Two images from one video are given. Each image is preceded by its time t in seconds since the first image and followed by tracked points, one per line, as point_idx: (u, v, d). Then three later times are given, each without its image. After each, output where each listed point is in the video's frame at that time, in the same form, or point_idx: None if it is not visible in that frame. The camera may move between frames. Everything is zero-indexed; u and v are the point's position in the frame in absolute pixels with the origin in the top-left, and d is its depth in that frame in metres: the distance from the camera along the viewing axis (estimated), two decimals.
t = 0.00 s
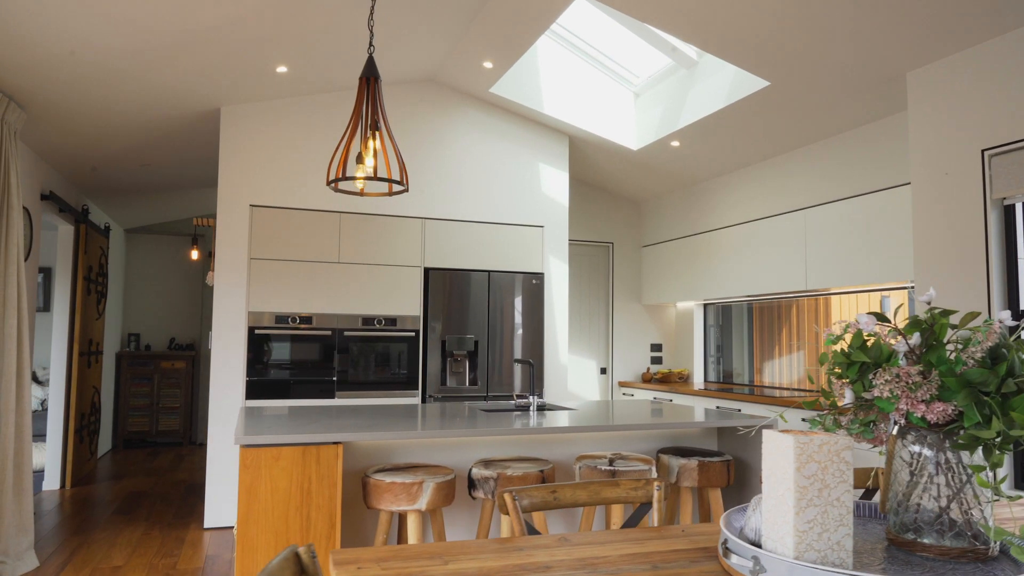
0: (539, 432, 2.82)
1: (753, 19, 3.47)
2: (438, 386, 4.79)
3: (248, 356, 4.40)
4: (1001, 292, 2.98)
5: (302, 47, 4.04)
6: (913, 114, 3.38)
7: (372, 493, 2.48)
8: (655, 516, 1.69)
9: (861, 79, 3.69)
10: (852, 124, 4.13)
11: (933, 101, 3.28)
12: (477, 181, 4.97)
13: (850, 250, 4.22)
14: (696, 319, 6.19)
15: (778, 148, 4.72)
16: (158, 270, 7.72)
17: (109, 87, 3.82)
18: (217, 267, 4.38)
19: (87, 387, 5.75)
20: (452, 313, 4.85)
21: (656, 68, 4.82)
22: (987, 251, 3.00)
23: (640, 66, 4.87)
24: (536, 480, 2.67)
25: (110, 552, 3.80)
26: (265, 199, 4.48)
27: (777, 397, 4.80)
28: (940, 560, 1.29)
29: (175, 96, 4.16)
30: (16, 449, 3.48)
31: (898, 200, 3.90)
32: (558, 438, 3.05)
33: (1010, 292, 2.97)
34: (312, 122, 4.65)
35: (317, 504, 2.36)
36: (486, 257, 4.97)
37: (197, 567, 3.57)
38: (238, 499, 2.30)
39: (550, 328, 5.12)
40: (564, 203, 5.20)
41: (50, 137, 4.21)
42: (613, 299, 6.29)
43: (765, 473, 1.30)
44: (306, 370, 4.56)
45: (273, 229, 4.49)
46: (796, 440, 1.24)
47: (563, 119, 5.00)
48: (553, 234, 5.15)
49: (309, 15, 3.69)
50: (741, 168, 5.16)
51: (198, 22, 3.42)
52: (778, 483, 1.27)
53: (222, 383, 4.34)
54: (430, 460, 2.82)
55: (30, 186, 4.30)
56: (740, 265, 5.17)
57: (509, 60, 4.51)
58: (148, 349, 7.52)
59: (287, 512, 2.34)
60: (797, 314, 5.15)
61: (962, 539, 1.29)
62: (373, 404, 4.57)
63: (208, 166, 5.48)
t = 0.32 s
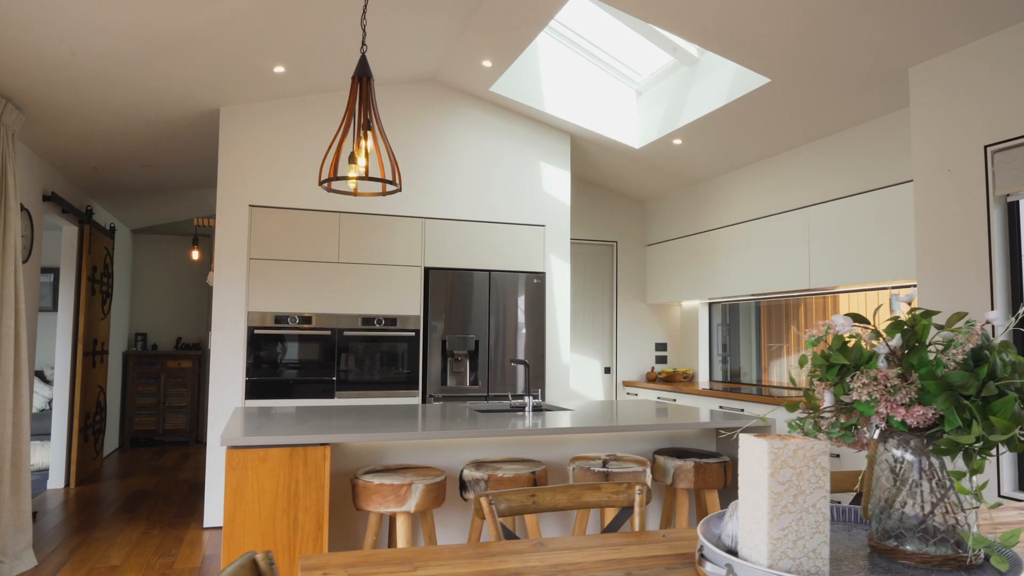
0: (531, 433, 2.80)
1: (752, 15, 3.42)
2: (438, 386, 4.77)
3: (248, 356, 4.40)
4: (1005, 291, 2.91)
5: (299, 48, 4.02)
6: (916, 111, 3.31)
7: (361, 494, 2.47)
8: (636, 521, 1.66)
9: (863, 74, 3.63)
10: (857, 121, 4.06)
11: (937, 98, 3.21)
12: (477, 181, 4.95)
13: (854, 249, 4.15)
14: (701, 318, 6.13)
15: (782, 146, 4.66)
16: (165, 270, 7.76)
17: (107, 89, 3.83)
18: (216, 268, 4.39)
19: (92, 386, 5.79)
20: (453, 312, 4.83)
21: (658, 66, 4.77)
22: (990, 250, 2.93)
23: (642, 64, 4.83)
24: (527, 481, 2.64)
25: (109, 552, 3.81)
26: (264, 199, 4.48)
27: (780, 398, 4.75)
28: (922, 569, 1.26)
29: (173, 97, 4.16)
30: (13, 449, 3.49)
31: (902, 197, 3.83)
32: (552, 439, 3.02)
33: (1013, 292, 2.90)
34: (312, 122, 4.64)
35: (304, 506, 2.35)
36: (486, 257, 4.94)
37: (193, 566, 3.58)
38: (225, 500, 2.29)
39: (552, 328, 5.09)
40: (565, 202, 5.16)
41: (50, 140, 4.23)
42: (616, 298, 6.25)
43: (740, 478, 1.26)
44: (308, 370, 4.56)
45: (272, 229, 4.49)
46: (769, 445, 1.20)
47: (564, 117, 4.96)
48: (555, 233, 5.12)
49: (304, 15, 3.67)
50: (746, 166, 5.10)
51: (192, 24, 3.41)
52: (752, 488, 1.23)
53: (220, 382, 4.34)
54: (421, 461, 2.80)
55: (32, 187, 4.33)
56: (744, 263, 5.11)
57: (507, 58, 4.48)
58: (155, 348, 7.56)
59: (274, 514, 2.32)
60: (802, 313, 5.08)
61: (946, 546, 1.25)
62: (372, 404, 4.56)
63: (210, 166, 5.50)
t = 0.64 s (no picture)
0: (525, 434, 2.78)
1: (752, 11, 3.38)
2: (439, 386, 4.76)
3: (248, 355, 4.41)
4: (1008, 289, 2.86)
5: (297, 48, 4.01)
6: (918, 107, 3.26)
7: (352, 495, 2.46)
8: (619, 524, 1.64)
9: (866, 71, 3.58)
10: (861, 118, 4.00)
11: (940, 94, 3.16)
12: (477, 180, 4.93)
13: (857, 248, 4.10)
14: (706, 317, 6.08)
15: (785, 144, 4.60)
16: (172, 270, 7.80)
17: (107, 91, 3.84)
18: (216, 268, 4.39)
19: (98, 386, 5.82)
20: (453, 312, 4.81)
21: (660, 63, 4.73)
22: (993, 248, 2.88)
23: (644, 61, 4.79)
24: (520, 483, 2.62)
25: (109, 551, 3.83)
26: (264, 199, 4.48)
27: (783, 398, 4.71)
28: None
29: (173, 98, 4.17)
30: (12, 448, 3.52)
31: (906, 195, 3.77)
32: (548, 440, 2.99)
33: (1016, 290, 2.85)
34: (312, 121, 4.64)
35: (295, 507, 2.34)
36: (487, 256, 4.93)
37: (191, 565, 3.58)
38: (215, 500, 2.29)
39: (554, 328, 5.07)
40: (567, 201, 5.14)
41: (52, 141, 4.25)
42: (620, 297, 6.22)
43: (718, 483, 1.24)
44: (309, 369, 4.57)
45: (272, 229, 4.49)
46: (746, 449, 1.17)
47: (565, 116, 4.93)
48: (556, 232, 5.09)
49: (301, 15, 3.66)
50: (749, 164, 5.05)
51: (188, 24, 3.41)
52: (729, 493, 1.21)
53: (220, 382, 4.35)
54: (415, 462, 2.79)
55: (35, 188, 4.36)
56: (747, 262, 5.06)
57: (507, 57, 4.45)
58: (162, 348, 7.60)
59: (264, 515, 2.32)
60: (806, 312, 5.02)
61: (929, 552, 1.22)
62: (373, 404, 4.56)
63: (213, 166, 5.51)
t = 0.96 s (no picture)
0: (522, 434, 2.76)
1: (753, 8, 3.34)
2: (441, 386, 4.76)
3: (251, 355, 4.43)
4: (1014, 289, 2.80)
5: (299, 48, 4.01)
6: (923, 104, 3.21)
7: (347, 495, 2.45)
8: (605, 526, 1.62)
9: (871, 68, 3.53)
10: (866, 115, 3.96)
11: (945, 90, 3.11)
12: (481, 180, 4.93)
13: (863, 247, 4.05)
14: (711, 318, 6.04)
15: (790, 143, 4.56)
16: (180, 271, 7.86)
17: (110, 92, 3.86)
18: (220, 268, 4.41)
19: (106, 385, 5.87)
20: (456, 312, 4.81)
21: (664, 61, 4.71)
22: (998, 246, 2.83)
23: (647, 59, 4.77)
24: (515, 483, 2.61)
25: (113, 549, 3.86)
26: (267, 199, 4.49)
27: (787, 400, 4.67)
28: None
29: (176, 99, 4.19)
30: (17, 447, 3.55)
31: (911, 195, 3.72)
32: (545, 440, 2.98)
33: (1022, 290, 2.80)
34: (314, 121, 4.64)
35: (288, 506, 2.34)
36: (491, 256, 4.92)
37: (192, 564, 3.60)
38: (208, 500, 2.29)
39: (558, 328, 5.05)
40: (571, 201, 5.12)
41: (58, 143, 4.29)
42: (625, 298, 6.19)
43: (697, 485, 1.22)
44: (313, 369, 4.59)
45: (275, 229, 4.51)
46: (724, 450, 1.15)
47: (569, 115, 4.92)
48: (560, 231, 5.08)
49: (301, 15, 3.66)
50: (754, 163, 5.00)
51: (189, 26, 3.42)
52: (708, 494, 1.19)
53: (223, 382, 4.37)
54: (411, 462, 2.78)
55: (41, 190, 4.39)
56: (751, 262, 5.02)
57: (510, 56, 4.43)
58: (170, 347, 7.65)
59: (257, 514, 2.32)
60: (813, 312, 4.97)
61: (913, 557, 1.20)
62: (376, 404, 4.57)
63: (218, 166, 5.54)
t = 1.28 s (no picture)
0: (519, 434, 2.74)
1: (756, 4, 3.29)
2: (446, 386, 4.76)
3: (256, 354, 4.45)
4: (1022, 288, 2.74)
5: (302, 49, 4.02)
6: (930, 99, 3.15)
7: (342, 494, 2.45)
8: (590, 527, 1.60)
9: (877, 64, 3.47)
10: (874, 111, 3.89)
11: (952, 84, 3.04)
12: (485, 179, 4.92)
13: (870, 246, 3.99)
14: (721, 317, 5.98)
15: (797, 140, 4.50)
16: (192, 271, 7.92)
17: (115, 94, 3.89)
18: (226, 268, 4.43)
19: (119, 384, 5.92)
20: (461, 311, 4.81)
21: (669, 59, 4.67)
22: (1006, 244, 2.76)
23: (653, 57, 4.73)
24: (511, 483, 2.60)
25: (119, 547, 3.89)
26: (273, 200, 4.51)
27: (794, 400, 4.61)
28: None
29: (180, 100, 4.21)
30: (24, 446, 3.58)
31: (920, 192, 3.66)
32: (544, 441, 2.96)
33: None
34: (319, 122, 4.66)
35: (282, 506, 2.34)
36: (496, 256, 4.91)
37: (196, 561, 3.62)
38: (202, 499, 2.30)
39: (564, 328, 5.03)
40: (577, 200, 5.10)
41: (65, 145, 4.33)
42: (633, 297, 6.15)
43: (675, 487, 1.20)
44: (318, 368, 4.61)
45: (280, 229, 4.53)
46: (699, 452, 1.13)
47: (574, 114, 4.90)
48: (566, 231, 5.06)
49: (302, 16, 3.67)
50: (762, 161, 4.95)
51: (190, 28, 3.43)
52: (684, 497, 1.16)
53: (229, 381, 4.39)
54: (407, 462, 2.78)
55: (50, 191, 4.44)
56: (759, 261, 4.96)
57: (513, 55, 4.41)
58: (183, 347, 7.72)
59: (251, 514, 2.32)
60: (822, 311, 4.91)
61: (896, 562, 1.17)
62: (381, 404, 4.57)
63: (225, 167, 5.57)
